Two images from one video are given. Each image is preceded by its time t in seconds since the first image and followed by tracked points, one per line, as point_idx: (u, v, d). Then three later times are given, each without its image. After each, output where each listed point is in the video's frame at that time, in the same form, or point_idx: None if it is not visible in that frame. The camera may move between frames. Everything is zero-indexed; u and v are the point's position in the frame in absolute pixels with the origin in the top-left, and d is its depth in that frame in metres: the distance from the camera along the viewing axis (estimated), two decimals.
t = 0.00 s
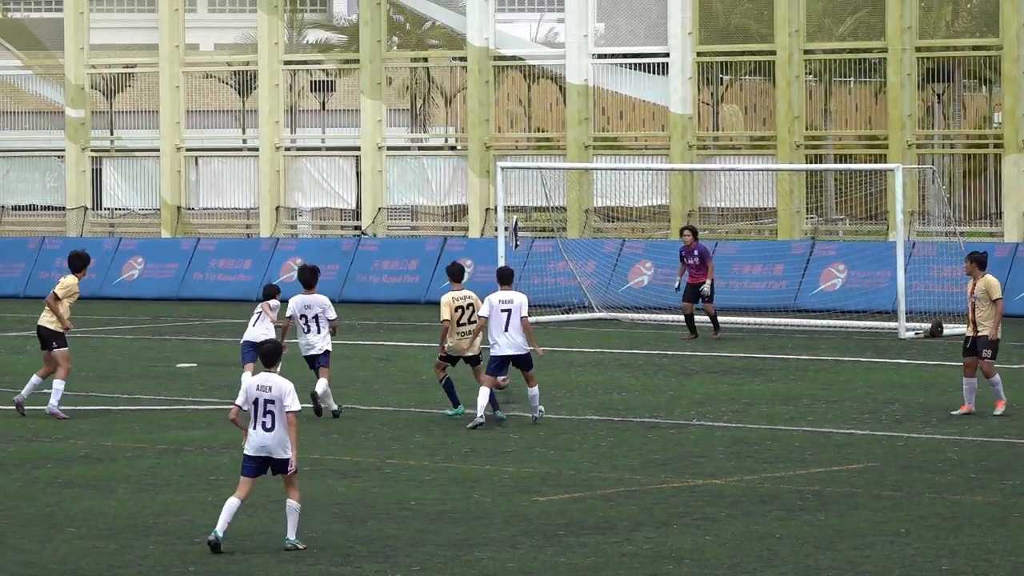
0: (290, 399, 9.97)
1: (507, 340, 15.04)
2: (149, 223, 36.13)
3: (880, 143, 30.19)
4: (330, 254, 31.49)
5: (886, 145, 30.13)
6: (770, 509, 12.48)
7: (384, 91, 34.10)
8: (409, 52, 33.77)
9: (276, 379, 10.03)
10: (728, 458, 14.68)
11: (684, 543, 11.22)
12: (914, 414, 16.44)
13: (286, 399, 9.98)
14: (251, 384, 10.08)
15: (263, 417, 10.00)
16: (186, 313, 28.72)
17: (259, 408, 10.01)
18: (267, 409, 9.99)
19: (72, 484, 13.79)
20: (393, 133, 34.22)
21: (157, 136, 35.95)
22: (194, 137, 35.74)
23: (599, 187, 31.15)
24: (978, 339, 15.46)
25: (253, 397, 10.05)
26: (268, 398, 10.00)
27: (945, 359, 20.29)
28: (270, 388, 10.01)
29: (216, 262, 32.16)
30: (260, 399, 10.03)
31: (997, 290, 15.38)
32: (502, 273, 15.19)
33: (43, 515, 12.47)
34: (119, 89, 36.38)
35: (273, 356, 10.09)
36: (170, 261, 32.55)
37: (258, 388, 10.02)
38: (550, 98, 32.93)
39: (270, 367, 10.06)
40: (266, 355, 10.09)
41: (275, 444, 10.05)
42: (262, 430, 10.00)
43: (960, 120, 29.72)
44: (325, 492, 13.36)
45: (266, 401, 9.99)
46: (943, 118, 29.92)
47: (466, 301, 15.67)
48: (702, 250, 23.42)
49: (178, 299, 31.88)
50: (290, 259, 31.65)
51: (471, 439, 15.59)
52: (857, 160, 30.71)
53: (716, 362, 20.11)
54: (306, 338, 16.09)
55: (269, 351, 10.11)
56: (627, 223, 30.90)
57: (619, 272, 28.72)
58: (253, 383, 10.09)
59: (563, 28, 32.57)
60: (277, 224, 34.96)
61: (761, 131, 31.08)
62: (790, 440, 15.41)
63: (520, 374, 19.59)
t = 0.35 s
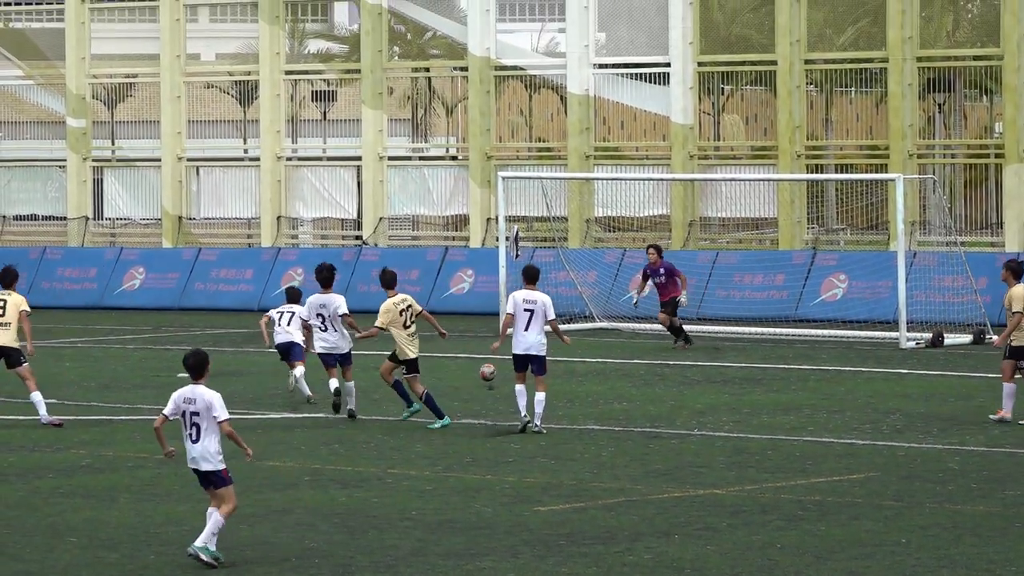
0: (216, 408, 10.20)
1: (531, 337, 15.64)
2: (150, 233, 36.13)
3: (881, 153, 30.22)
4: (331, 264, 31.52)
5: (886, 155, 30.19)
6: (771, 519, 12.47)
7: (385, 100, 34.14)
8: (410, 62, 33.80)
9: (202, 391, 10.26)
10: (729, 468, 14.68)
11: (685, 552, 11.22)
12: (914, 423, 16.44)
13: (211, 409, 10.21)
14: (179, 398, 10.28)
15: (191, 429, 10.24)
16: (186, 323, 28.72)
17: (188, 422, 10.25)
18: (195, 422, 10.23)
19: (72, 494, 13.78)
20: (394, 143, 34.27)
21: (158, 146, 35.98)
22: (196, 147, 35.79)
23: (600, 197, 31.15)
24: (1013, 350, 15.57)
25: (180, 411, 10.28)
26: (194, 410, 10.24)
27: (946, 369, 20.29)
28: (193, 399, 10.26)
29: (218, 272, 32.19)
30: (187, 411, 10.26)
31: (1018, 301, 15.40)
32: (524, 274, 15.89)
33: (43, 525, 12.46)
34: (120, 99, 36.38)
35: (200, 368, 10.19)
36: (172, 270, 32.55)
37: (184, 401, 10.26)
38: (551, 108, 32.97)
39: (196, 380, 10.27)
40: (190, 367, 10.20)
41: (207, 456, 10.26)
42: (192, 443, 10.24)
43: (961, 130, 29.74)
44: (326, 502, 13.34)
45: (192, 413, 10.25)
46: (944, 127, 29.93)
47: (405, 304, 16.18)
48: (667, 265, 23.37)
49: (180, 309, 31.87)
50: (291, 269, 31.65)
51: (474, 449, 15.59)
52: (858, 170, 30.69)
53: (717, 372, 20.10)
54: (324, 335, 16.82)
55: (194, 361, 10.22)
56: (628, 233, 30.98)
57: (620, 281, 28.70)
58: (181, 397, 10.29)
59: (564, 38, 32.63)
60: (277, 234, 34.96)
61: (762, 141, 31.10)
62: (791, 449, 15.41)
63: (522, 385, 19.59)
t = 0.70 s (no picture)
0: (133, 429, 9.73)
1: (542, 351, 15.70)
2: (153, 244, 36.09)
3: (884, 164, 30.21)
4: (335, 275, 31.52)
5: (890, 166, 30.19)
6: (775, 530, 12.46)
7: (389, 112, 34.19)
8: (414, 73, 33.82)
9: (126, 415, 9.88)
10: (733, 478, 14.67)
11: (689, 563, 11.21)
12: (917, 435, 16.42)
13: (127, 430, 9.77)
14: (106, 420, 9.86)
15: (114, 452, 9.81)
16: (189, 333, 28.73)
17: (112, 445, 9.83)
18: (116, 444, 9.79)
19: (72, 506, 13.77)
20: (397, 154, 34.29)
21: (162, 157, 36.00)
22: (200, 158, 35.81)
23: (603, 208, 31.14)
24: None
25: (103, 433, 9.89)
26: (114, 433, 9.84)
27: (949, 380, 20.28)
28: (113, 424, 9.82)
29: (222, 282, 32.16)
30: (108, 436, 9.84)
31: None
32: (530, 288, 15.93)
33: (43, 536, 12.44)
34: (123, 110, 36.39)
35: (127, 391, 9.77)
36: (175, 281, 32.55)
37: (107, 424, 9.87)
38: (555, 119, 32.93)
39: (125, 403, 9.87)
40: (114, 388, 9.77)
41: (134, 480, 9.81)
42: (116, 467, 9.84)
43: (965, 141, 29.73)
44: (329, 513, 13.34)
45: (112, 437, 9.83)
46: (948, 138, 29.90)
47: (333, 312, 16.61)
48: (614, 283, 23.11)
49: (184, 320, 31.85)
50: (295, 280, 31.64)
51: (476, 461, 15.58)
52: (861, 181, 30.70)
53: (720, 384, 20.09)
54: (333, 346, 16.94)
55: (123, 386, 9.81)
56: (632, 244, 30.97)
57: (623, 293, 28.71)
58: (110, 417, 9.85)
59: (568, 49, 32.57)
60: (280, 245, 34.96)
61: (765, 152, 31.13)
62: (795, 461, 15.40)
63: (525, 396, 19.59)
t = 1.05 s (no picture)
0: (40, 428, 10.07)
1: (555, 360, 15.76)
2: (167, 253, 36.21)
3: (897, 174, 30.23)
4: (348, 285, 31.58)
5: (902, 176, 30.21)
6: (788, 539, 12.46)
7: (401, 121, 34.26)
8: (426, 83, 33.88)
9: (29, 418, 10.14)
10: (746, 488, 14.67)
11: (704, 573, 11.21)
12: (931, 445, 16.40)
13: (43, 434, 10.06)
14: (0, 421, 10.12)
15: (19, 457, 10.01)
16: (201, 343, 28.78)
17: (14, 450, 10.05)
18: (23, 448, 10.02)
19: (84, 514, 13.81)
20: (410, 163, 34.34)
21: (175, 167, 36.09)
22: (212, 167, 35.88)
23: (616, 217, 31.25)
24: None
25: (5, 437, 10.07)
26: (24, 437, 10.05)
27: (962, 390, 20.24)
28: (25, 425, 10.13)
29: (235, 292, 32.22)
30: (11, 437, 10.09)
31: None
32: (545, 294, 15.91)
33: (55, 545, 12.48)
34: (136, 120, 36.44)
35: (28, 392, 10.13)
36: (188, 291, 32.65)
37: (11, 426, 10.07)
38: (567, 129, 32.94)
39: (22, 410, 10.19)
40: (18, 385, 10.11)
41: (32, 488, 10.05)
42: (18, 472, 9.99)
43: (978, 151, 29.71)
44: (342, 522, 13.36)
45: (21, 438, 10.05)
46: (961, 148, 29.89)
47: (259, 318, 16.77)
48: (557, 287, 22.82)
49: (198, 329, 31.85)
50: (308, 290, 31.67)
51: (489, 472, 15.59)
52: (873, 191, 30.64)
53: (731, 393, 20.10)
54: (314, 355, 17.37)
55: (24, 390, 10.16)
56: (645, 254, 31.10)
57: (635, 304, 28.69)
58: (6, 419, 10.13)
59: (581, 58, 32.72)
60: (294, 254, 35.02)
61: (778, 162, 31.17)
62: (808, 470, 15.39)
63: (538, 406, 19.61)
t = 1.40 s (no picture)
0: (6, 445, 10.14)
1: (643, 365, 16.22)
2: (263, 262, 37.12)
3: (977, 185, 30.37)
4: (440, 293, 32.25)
5: (983, 188, 30.35)
6: (872, 544, 12.86)
7: (490, 134, 34.86)
8: (516, 96, 34.44)
9: None
10: (830, 493, 15.07)
11: None
12: (1013, 451, 16.69)
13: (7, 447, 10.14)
14: None
15: None
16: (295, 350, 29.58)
17: None
18: None
19: (191, 518, 14.52)
20: (500, 175, 34.92)
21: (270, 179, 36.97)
22: (307, 179, 36.67)
23: (702, 228, 31.44)
24: None
25: None
26: None
27: None
28: None
29: (329, 301, 32.85)
30: None
31: None
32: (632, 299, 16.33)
33: (166, 547, 13.17)
34: (232, 133, 37.24)
35: None
36: (285, 299, 33.49)
37: None
38: (654, 142, 33.34)
39: None
40: None
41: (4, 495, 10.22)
42: None
43: None
44: (437, 526, 13.93)
45: None
46: None
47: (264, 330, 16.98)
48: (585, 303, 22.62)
49: (294, 338, 32.80)
50: (401, 299, 32.45)
51: (580, 476, 16.10)
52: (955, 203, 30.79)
53: (815, 400, 20.46)
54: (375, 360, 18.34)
55: None
56: (730, 264, 31.20)
57: (721, 311, 29.03)
58: None
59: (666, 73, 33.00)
60: (387, 264, 35.81)
61: (860, 173, 31.31)
62: (892, 476, 15.75)
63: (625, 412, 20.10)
